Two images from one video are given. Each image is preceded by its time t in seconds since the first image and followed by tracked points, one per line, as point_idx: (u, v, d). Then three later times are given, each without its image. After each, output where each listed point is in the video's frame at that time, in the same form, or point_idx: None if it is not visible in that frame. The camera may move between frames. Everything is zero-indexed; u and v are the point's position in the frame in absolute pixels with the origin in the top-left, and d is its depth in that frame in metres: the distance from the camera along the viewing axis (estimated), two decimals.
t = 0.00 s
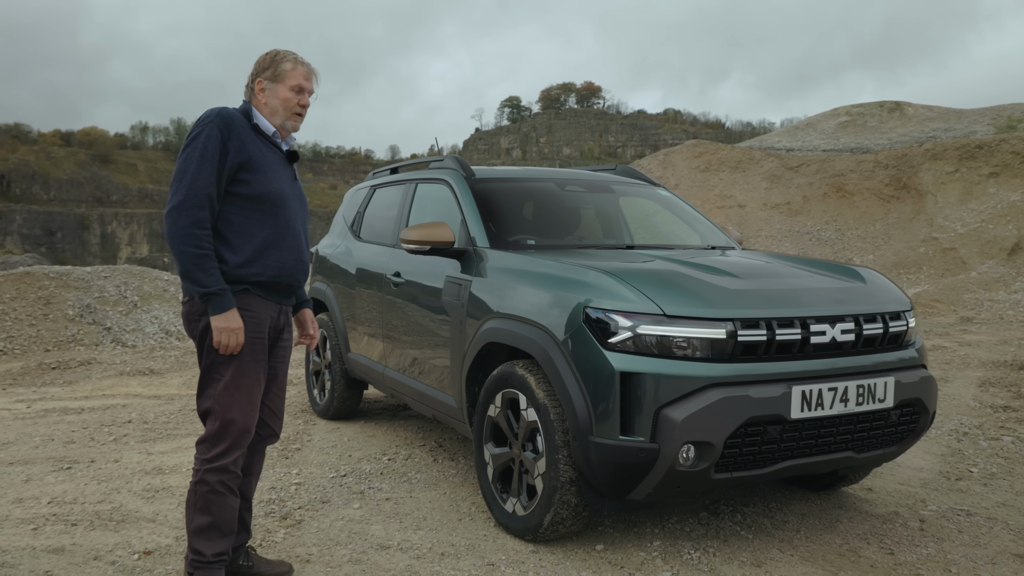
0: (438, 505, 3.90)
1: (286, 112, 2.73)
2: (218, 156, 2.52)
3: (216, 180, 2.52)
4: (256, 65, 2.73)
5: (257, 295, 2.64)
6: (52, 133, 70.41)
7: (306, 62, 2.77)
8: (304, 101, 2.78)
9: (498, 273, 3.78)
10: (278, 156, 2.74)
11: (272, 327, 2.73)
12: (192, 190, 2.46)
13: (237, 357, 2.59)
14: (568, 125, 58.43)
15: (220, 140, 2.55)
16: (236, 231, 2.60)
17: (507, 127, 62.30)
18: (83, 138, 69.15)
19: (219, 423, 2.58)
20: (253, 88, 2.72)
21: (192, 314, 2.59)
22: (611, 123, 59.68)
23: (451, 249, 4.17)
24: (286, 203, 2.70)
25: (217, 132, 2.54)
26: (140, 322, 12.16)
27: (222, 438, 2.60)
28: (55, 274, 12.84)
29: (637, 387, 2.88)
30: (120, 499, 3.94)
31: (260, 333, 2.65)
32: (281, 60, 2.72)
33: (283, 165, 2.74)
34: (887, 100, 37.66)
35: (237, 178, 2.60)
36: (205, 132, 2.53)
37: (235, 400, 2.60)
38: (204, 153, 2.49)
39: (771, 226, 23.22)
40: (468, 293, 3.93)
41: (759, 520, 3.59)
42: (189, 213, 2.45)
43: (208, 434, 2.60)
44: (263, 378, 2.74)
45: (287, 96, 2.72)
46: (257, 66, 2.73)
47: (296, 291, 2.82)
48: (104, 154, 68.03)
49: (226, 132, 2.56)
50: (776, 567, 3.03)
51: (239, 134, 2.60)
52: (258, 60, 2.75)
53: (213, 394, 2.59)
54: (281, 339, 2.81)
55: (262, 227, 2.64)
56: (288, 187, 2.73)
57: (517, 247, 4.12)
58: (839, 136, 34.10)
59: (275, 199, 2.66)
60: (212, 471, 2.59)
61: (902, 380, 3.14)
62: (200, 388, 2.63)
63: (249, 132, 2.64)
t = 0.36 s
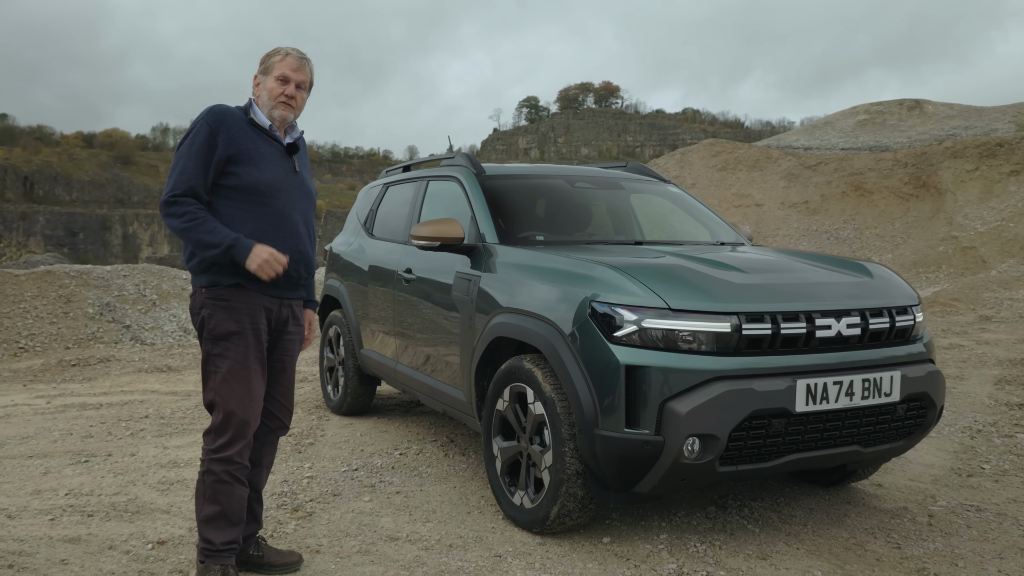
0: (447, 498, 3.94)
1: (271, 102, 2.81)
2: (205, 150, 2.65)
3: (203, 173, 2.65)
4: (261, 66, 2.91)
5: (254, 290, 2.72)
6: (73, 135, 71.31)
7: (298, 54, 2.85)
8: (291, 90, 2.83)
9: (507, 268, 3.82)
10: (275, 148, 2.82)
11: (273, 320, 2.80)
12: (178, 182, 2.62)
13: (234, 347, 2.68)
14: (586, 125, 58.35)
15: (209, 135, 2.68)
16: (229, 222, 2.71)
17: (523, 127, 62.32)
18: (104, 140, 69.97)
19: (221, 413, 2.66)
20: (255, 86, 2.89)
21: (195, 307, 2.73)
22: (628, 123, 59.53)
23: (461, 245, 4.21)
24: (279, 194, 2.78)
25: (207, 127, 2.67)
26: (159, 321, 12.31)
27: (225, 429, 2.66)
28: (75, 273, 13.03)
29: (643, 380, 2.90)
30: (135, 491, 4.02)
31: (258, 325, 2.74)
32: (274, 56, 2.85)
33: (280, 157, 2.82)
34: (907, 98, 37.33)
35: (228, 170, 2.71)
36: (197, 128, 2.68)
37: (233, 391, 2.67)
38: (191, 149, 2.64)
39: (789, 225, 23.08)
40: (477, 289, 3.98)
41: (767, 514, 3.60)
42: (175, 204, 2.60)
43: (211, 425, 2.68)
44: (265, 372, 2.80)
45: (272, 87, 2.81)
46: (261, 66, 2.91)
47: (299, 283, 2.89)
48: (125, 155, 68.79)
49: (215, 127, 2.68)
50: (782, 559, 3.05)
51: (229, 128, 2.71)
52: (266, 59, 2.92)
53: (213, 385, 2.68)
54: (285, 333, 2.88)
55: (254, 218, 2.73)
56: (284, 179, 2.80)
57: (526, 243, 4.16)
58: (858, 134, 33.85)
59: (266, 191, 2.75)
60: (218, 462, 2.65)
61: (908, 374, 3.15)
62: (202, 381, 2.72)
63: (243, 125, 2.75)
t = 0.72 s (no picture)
0: (452, 491, 3.97)
1: (271, 98, 2.86)
2: (203, 145, 2.73)
3: (201, 168, 2.73)
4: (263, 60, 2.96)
5: (253, 282, 2.77)
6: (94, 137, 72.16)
7: (297, 50, 2.88)
8: (290, 86, 2.87)
9: (512, 263, 3.84)
10: (276, 144, 2.88)
11: (274, 313, 2.86)
12: (177, 176, 2.70)
13: (234, 339, 2.73)
14: (604, 125, 58.26)
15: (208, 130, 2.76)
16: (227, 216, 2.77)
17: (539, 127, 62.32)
18: (124, 141, 70.74)
19: (221, 404, 2.70)
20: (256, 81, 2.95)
21: (196, 300, 2.78)
22: (644, 122, 59.39)
23: (466, 240, 4.23)
24: (276, 189, 2.84)
25: (206, 123, 2.74)
26: (175, 319, 12.45)
27: (225, 420, 2.71)
28: (92, 272, 13.19)
29: (642, 373, 2.92)
30: (144, 484, 4.08)
31: (258, 317, 2.79)
32: (274, 51, 2.89)
33: (280, 153, 2.88)
34: (926, 96, 37.00)
35: (227, 165, 2.78)
36: (197, 124, 2.75)
37: (233, 382, 2.71)
38: (190, 144, 2.72)
39: (805, 224, 22.92)
40: (481, 283, 4.00)
41: (770, 508, 3.60)
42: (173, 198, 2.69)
43: (213, 417, 2.72)
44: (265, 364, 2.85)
45: (271, 83, 2.86)
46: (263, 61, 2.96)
47: (299, 278, 2.93)
48: (144, 156, 69.49)
49: (215, 123, 2.75)
50: (783, 552, 3.05)
51: (228, 124, 2.77)
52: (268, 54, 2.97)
53: (213, 377, 2.72)
54: (286, 325, 2.93)
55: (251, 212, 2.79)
56: (282, 174, 2.86)
57: (530, 238, 4.18)
58: (876, 133, 33.62)
59: (263, 186, 2.81)
60: (219, 452, 2.69)
61: (910, 368, 3.14)
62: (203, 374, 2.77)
63: (243, 122, 2.81)
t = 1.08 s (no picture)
0: (454, 487, 4.00)
1: (277, 97, 2.88)
2: (209, 145, 2.76)
3: (206, 167, 2.76)
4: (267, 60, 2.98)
5: (255, 280, 2.81)
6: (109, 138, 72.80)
7: (303, 50, 2.91)
8: (297, 85, 2.90)
9: (514, 261, 3.86)
10: (280, 144, 2.92)
11: (275, 310, 2.89)
12: (182, 174, 2.73)
13: (237, 336, 2.77)
14: (619, 125, 58.10)
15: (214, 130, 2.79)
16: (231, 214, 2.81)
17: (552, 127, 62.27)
18: (140, 142, 71.31)
19: (222, 400, 2.74)
20: (261, 81, 2.97)
21: (199, 297, 2.81)
22: (658, 122, 59.22)
23: (468, 238, 4.27)
24: (280, 188, 2.88)
25: (211, 122, 2.77)
26: (187, 318, 12.56)
27: (226, 416, 2.75)
28: (106, 271, 13.33)
29: (639, 370, 2.93)
30: (150, 479, 4.14)
31: (261, 314, 2.83)
32: (281, 52, 2.92)
33: (284, 153, 2.92)
34: (942, 94, 36.71)
35: (231, 164, 2.81)
36: (202, 123, 2.78)
37: (234, 378, 2.75)
38: (195, 143, 2.75)
39: (819, 223, 22.79)
40: (483, 281, 4.03)
41: (770, 505, 3.61)
42: (178, 195, 2.71)
43: (214, 412, 2.76)
44: (266, 361, 2.89)
45: (279, 83, 2.88)
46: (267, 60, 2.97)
47: (301, 276, 2.97)
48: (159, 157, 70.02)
49: (220, 122, 2.78)
50: (780, 548, 3.06)
51: (234, 123, 2.80)
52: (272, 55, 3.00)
53: (215, 372, 2.76)
54: (287, 322, 2.97)
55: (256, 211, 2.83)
56: (286, 174, 2.90)
57: (532, 236, 4.20)
58: (892, 131, 33.37)
59: (267, 185, 2.85)
60: (219, 446, 2.74)
61: (908, 365, 3.15)
62: (205, 370, 2.81)
63: (248, 121, 2.84)
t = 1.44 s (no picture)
0: (456, 483, 4.03)
1: (307, 106, 2.97)
2: (224, 142, 2.79)
3: (219, 164, 2.79)
4: (276, 59, 2.93)
5: (262, 277, 2.86)
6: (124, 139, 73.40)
7: (325, 57, 2.98)
8: (323, 94, 3.01)
9: (515, 258, 3.89)
10: (289, 143, 2.97)
11: (279, 306, 2.94)
12: (198, 170, 2.75)
13: (242, 332, 2.81)
14: (633, 124, 57.86)
15: (228, 128, 2.82)
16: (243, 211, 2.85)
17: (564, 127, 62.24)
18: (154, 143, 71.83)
19: (228, 394, 2.78)
20: (273, 82, 2.94)
21: (205, 292, 2.85)
22: (671, 121, 59.02)
23: (470, 236, 4.31)
24: (291, 187, 2.93)
25: (225, 120, 2.80)
26: (199, 317, 12.68)
27: (230, 410, 2.79)
28: (119, 271, 13.47)
29: (635, 366, 2.95)
30: (156, 474, 4.20)
31: (266, 311, 2.86)
32: (300, 56, 2.92)
33: (293, 152, 2.97)
34: (956, 92, 36.44)
35: (243, 162, 2.85)
36: (216, 120, 2.82)
37: (239, 373, 2.79)
38: (209, 140, 2.78)
39: (832, 222, 22.67)
40: (484, 278, 4.06)
41: (769, 500, 3.62)
42: (194, 191, 2.74)
43: (217, 407, 2.80)
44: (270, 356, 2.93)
45: (308, 92, 2.95)
46: (276, 60, 2.93)
47: (304, 273, 3.02)
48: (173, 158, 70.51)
49: (234, 120, 2.82)
50: (777, 543, 3.07)
51: (250, 122, 2.85)
52: (274, 54, 2.95)
53: (221, 367, 2.80)
54: (289, 318, 3.01)
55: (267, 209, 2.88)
56: (296, 172, 2.95)
57: (533, 233, 4.23)
58: (905, 130, 33.16)
59: (278, 184, 2.90)
60: (222, 440, 2.78)
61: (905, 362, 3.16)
62: (210, 364, 2.84)
63: (260, 119, 2.89)
